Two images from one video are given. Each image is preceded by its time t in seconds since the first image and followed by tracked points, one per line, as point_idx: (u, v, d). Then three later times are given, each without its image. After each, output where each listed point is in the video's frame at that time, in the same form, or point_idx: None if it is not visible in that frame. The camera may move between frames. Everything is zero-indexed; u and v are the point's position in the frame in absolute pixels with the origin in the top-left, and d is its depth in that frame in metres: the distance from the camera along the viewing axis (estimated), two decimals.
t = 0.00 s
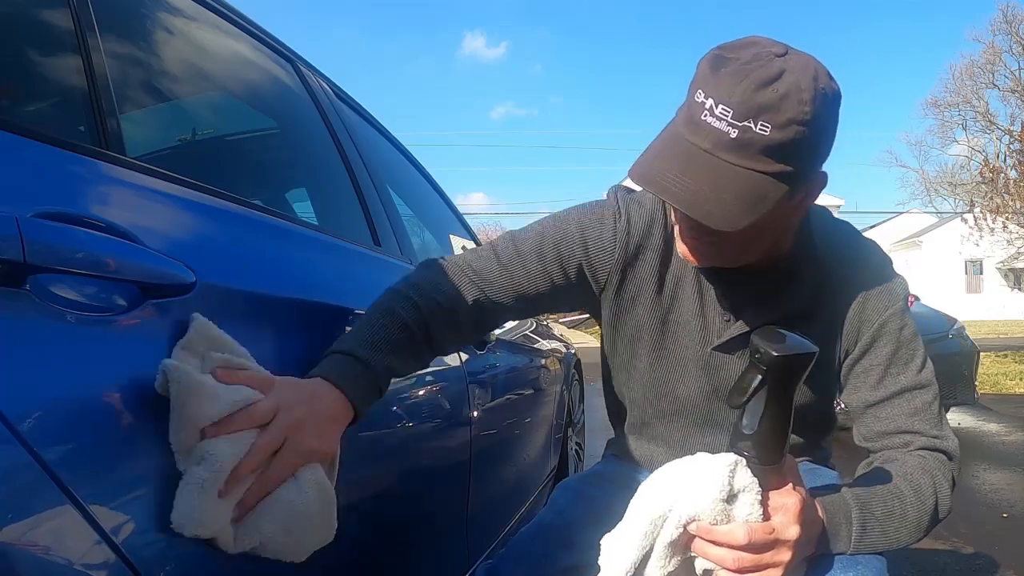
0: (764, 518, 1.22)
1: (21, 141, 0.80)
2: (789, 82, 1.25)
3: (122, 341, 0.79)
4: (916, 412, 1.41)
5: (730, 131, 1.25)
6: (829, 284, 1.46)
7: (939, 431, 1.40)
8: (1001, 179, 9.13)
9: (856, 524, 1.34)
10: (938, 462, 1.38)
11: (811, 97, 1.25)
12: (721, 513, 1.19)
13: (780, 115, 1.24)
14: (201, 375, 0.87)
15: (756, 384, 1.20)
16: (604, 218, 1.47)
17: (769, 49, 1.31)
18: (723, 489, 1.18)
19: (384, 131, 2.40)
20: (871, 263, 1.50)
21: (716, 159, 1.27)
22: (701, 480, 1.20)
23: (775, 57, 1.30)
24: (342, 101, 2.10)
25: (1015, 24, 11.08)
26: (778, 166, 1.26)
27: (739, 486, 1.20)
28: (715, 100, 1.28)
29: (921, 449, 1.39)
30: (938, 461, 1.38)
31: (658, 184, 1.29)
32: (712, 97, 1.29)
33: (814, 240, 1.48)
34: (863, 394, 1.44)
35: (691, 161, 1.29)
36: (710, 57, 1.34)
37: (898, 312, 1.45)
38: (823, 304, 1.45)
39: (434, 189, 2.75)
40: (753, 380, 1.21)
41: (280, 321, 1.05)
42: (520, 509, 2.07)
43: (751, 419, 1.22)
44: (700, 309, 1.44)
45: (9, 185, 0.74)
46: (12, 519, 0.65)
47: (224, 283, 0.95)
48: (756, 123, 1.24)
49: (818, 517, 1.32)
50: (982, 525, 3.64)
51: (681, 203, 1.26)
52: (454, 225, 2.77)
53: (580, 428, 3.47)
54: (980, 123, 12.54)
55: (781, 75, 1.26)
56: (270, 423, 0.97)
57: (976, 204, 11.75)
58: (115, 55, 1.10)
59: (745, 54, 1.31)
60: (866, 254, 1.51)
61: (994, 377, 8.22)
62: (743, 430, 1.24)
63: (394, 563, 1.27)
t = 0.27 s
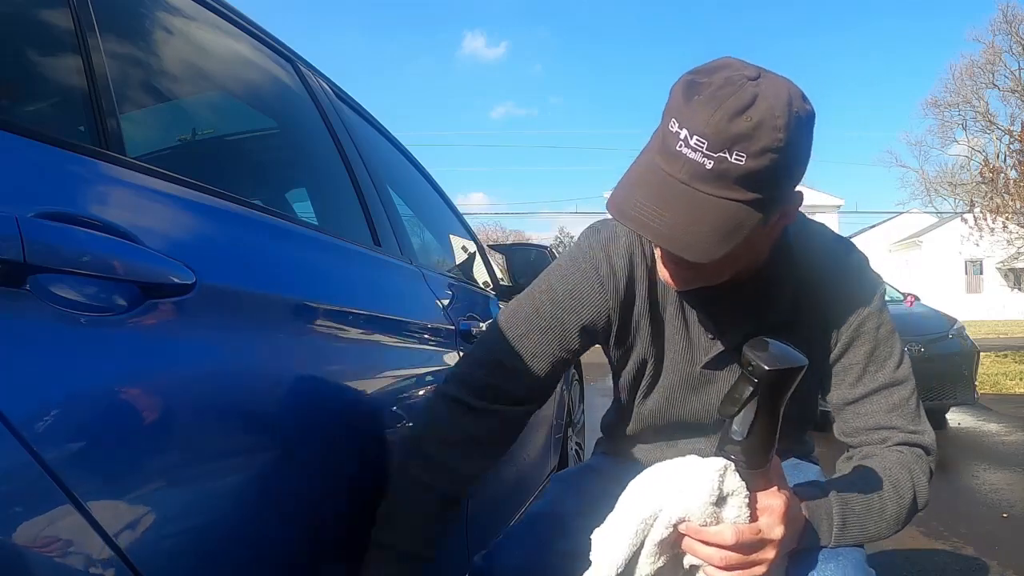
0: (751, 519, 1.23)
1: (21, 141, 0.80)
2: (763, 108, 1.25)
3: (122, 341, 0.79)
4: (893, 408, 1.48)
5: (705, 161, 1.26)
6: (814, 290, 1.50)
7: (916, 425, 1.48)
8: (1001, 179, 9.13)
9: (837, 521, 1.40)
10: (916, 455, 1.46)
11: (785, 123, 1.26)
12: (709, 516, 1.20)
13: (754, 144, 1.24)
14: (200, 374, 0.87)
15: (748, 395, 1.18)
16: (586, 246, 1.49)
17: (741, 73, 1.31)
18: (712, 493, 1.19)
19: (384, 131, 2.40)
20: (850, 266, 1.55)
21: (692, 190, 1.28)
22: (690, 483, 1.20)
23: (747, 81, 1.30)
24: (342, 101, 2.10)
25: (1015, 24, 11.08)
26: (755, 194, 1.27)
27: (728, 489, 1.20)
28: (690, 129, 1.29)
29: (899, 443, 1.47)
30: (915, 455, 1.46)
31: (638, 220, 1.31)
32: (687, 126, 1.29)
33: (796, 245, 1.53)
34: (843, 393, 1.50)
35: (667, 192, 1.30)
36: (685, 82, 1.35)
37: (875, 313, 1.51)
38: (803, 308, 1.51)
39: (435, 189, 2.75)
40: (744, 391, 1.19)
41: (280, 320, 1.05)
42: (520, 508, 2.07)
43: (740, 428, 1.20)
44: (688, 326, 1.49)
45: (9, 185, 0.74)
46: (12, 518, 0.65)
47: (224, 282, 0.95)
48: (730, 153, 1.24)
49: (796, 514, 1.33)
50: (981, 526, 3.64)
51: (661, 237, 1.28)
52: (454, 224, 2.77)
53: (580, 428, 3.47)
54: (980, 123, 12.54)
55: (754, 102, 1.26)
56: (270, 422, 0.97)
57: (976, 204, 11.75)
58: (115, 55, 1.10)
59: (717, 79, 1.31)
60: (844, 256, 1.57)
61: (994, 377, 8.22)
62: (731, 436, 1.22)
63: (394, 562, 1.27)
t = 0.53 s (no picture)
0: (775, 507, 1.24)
1: (21, 141, 0.80)
2: (781, 116, 1.26)
3: (122, 341, 0.79)
4: (889, 410, 1.48)
5: (725, 163, 1.28)
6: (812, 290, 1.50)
7: (910, 427, 1.48)
8: (1001, 179, 9.14)
9: (846, 516, 1.41)
10: (910, 456, 1.45)
11: (802, 131, 1.27)
12: (738, 505, 1.20)
13: (772, 149, 1.25)
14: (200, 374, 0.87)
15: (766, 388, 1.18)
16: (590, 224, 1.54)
17: (764, 80, 1.32)
18: (740, 482, 1.19)
19: (385, 131, 2.40)
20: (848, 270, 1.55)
21: (713, 190, 1.29)
22: (717, 473, 1.21)
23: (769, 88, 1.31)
24: (342, 101, 2.10)
25: (1015, 25, 11.09)
26: (768, 196, 1.28)
27: (754, 478, 1.21)
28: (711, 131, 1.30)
29: (894, 444, 1.46)
30: (909, 455, 1.45)
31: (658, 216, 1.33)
32: (709, 129, 1.30)
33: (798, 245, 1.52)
34: (843, 392, 1.50)
35: (689, 192, 1.31)
36: (710, 87, 1.36)
37: (876, 317, 1.51)
38: (807, 308, 1.50)
39: (435, 189, 2.75)
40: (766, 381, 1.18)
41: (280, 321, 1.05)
42: (520, 509, 2.07)
43: (761, 418, 1.19)
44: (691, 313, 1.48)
45: (9, 184, 0.74)
46: (14, 518, 0.65)
47: (224, 283, 0.95)
48: (750, 156, 1.26)
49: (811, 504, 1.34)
50: (981, 526, 3.64)
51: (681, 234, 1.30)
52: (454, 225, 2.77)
53: (580, 428, 3.47)
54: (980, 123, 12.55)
55: (774, 108, 1.27)
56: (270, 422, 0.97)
57: (976, 204, 11.75)
58: (116, 56, 1.10)
59: (740, 84, 1.33)
60: (844, 260, 1.57)
61: (994, 377, 8.23)
62: (752, 426, 1.22)
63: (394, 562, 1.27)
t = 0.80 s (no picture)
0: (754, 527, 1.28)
1: (21, 141, 0.80)
2: (748, 133, 1.35)
3: (122, 341, 0.79)
4: (863, 386, 1.49)
5: (697, 179, 1.37)
6: (793, 282, 1.57)
7: (883, 405, 1.49)
8: (1001, 179, 9.14)
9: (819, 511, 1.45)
10: (881, 434, 1.46)
11: (767, 146, 1.35)
12: (719, 531, 1.24)
13: (738, 164, 1.34)
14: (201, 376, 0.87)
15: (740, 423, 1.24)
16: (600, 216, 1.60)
17: (732, 101, 1.41)
18: (720, 512, 1.22)
19: (384, 131, 2.40)
20: (831, 265, 1.61)
21: (688, 202, 1.38)
22: (697, 502, 1.23)
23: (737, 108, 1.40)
24: (342, 101, 2.10)
25: (1015, 24, 11.09)
26: (738, 205, 1.37)
27: (733, 506, 1.23)
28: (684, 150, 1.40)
29: (866, 420, 1.47)
30: (880, 434, 1.46)
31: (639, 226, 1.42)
32: (683, 148, 1.40)
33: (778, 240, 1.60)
34: (820, 368, 1.53)
35: (666, 204, 1.41)
36: (686, 110, 1.46)
37: (851, 301, 1.56)
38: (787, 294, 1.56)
39: (435, 189, 2.75)
40: (738, 420, 1.25)
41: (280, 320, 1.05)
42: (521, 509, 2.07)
43: (736, 451, 1.25)
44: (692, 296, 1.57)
45: (8, 184, 0.74)
46: (15, 520, 0.65)
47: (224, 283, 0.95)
48: (719, 172, 1.35)
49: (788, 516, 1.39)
50: (982, 526, 3.63)
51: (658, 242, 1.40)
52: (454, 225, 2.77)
53: (580, 428, 3.46)
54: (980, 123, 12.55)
55: (742, 126, 1.36)
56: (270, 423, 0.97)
57: (976, 204, 11.74)
58: (115, 55, 1.10)
59: (711, 106, 1.42)
60: (824, 253, 1.63)
61: (994, 377, 8.22)
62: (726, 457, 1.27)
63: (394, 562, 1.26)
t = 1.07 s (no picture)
0: (734, 501, 1.38)
1: (21, 141, 0.80)
2: (749, 139, 1.41)
3: (122, 341, 0.79)
4: (856, 393, 1.58)
5: (702, 179, 1.45)
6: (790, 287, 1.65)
7: (875, 412, 1.57)
8: (1001, 179, 9.14)
9: (803, 498, 1.50)
10: (869, 438, 1.54)
11: (767, 151, 1.42)
12: (701, 500, 1.34)
13: (739, 167, 1.41)
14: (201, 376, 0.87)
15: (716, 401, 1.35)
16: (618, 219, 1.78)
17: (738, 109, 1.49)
18: (700, 482, 1.34)
19: (385, 131, 2.40)
20: (831, 275, 1.69)
21: (695, 201, 1.46)
22: (679, 473, 1.36)
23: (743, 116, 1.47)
24: (342, 101, 2.10)
25: (1015, 24, 11.09)
26: (741, 205, 1.44)
27: (713, 478, 1.35)
28: (693, 152, 1.47)
29: (856, 425, 1.56)
30: (869, 438, 1.54)
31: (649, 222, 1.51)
32: (692, 150, 1.48)
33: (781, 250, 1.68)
34: (816, 375, 1.62)
35: (674, 202, 1.50)
36: (696, 117, 1.53)
37: (848, 311, 1.64)
38: (786, 303, 1.64)
39: (434, 189, 2.75)
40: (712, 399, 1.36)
41: (280, 320, 1.05)
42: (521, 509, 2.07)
43: (715, 427, 1.37)
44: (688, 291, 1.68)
45: (9, 184, 0.74)
46: (15, 519, 0.65)
47: (224, 283, 0.95)
48: (721, 173, 1.42)
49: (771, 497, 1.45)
50: (982, 525, 3.64)
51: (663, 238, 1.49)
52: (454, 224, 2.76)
53: (580, 428, 3.46)
54: (980, 123, 12.55)
55: (745, 132, 1.43)
56: (269, 424, 0.97)
57: (976, 204, 11.74)
58: (115, 56, 1.10)
59: (721, 112, 1.49)
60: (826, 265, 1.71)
61: (994, 377, 8.22)
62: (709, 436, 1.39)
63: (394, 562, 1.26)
